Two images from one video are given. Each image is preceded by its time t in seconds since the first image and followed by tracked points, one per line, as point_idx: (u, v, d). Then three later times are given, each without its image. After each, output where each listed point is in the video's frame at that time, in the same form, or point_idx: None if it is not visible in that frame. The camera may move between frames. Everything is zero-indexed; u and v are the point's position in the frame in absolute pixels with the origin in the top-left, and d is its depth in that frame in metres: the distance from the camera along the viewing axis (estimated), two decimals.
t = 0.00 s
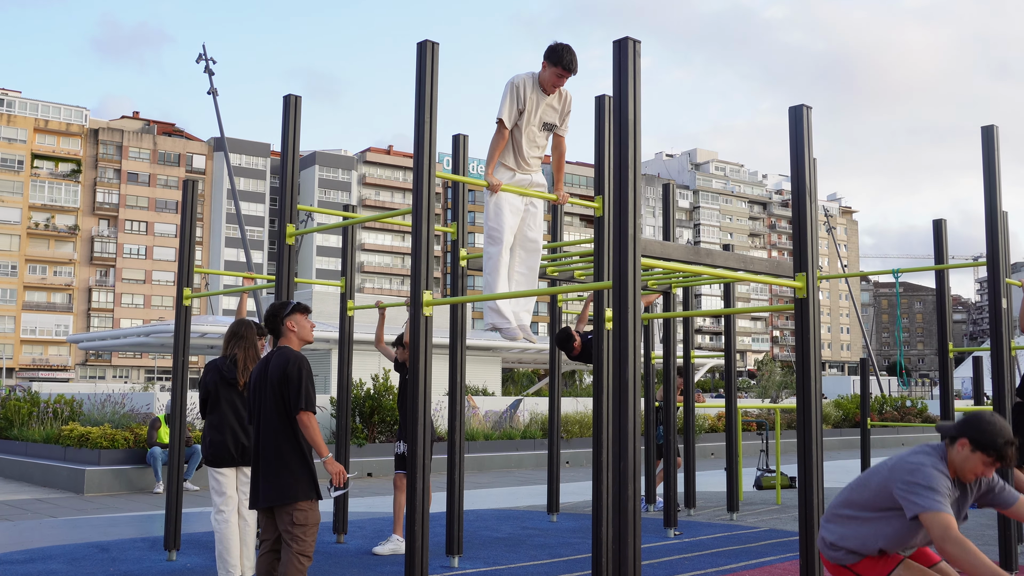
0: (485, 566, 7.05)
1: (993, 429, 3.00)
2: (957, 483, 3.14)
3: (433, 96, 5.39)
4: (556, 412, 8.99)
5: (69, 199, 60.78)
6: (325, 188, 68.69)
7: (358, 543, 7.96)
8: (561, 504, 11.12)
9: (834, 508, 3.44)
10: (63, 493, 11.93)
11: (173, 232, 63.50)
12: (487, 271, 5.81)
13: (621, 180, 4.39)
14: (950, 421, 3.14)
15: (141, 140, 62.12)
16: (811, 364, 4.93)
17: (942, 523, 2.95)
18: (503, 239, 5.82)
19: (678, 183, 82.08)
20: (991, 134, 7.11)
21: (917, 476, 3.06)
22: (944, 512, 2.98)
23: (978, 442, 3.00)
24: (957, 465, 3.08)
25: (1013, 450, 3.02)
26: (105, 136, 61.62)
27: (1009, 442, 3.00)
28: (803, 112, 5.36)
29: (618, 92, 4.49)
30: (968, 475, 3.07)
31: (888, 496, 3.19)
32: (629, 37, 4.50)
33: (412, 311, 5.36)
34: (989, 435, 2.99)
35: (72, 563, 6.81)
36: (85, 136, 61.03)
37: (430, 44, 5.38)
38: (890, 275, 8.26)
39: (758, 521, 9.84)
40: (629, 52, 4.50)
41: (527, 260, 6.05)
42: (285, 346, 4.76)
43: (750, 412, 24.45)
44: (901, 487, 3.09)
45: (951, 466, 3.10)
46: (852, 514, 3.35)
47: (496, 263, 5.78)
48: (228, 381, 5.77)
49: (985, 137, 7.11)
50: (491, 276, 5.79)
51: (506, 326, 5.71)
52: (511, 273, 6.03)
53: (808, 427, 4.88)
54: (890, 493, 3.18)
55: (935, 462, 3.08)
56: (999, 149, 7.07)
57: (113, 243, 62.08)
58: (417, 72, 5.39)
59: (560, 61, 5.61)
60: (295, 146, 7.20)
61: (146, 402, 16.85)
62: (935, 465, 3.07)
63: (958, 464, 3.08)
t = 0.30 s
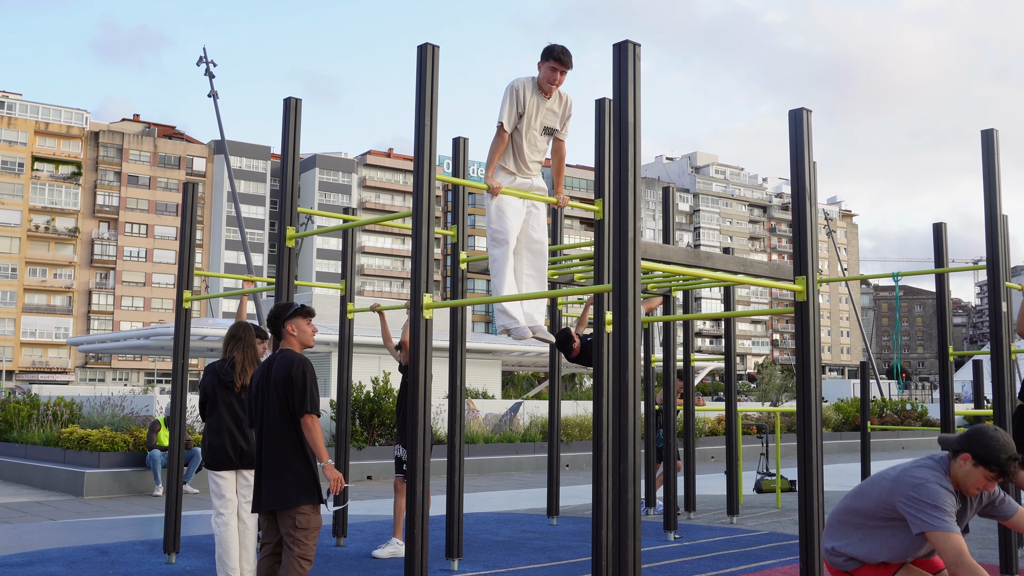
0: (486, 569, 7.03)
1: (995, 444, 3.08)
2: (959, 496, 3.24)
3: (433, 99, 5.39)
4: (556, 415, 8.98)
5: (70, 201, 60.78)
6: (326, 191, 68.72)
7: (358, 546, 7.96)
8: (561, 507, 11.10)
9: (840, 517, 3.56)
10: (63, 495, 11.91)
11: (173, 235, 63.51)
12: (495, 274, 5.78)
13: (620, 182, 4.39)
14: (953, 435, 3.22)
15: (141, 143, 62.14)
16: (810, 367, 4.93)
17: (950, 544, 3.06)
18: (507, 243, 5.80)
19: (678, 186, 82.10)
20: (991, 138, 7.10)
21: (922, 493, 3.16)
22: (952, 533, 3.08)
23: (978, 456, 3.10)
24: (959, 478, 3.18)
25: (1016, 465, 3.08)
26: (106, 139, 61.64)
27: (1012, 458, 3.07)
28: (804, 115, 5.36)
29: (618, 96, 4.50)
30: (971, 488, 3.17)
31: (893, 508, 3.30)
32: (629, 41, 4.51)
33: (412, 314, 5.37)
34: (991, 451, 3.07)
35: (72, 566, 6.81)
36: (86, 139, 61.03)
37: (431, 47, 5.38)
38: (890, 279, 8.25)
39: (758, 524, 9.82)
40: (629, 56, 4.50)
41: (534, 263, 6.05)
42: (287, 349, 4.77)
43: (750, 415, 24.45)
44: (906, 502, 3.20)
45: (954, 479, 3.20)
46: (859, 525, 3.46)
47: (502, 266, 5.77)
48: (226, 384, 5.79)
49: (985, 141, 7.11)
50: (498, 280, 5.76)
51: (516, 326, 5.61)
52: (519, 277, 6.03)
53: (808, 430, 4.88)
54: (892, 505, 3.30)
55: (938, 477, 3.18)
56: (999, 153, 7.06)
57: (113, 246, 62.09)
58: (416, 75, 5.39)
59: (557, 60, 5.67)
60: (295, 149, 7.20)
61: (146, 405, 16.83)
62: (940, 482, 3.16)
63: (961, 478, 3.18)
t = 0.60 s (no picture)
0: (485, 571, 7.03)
1: (1003, 361, 3.08)
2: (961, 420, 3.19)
3: (433, 101, 5.39)
4: (556, 416, 8.96)
5: (70, 203, 60.80)
6: (326, 193, 68.76)
7: (357, 548, 7.96)
8: (561, 509, 11.10)
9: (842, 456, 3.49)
10: (62, 497, 11.90)
11: (173, 236, 63.52)
12: (499, 276, 5.76)
13: (621, 185, 4.39)
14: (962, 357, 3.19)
15: (142, 144, 62.19)
16: (811, 371, 4.94)
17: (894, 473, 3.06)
18: (511, 244, 5.79)
19: (678, 189, 82.11)
20: (992, 141, 7.11)
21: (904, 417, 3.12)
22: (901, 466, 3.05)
23: (986, 373, 3.07)
24: (964, 399, 3.12)
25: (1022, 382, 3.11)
26: (106, 140, 61.65)
27: (1017, 374, 3.08)
28: (804, 119, 5.37)
29: (618, 98, 4.50)
30: (977, 410, 3.13)
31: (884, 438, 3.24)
32: (629, 43, 4.52)
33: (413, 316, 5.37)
34: (998, 366, 3.06)
35: (70, 568, 6.80)
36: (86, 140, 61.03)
37: (431, 51, 5.39)
38: (891, 283, 8.25)
39: (757, 527, 9.81)
40: (629, 59, 4.51)
41: (537, 264, 6.05)
42: (289, 351, 4.77)
43: (749, 419, 24.48)
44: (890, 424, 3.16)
45: (958, 401, 3.14)
46: (855, 459, 3.39)
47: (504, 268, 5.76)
48: (225, 386, 5.78)
49: (985, 144, 7.12)
50: (502, 282, 5.75)
51: (521, 326, 5.52)
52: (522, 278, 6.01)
53: (808, 434, 4.88)
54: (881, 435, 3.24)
55: (937, 406, 3.10)
56: (999, 156, 7.08)
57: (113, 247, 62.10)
58: (417, 78, 5.40)
59: (549, 57, 5.74)
60: (297, 151, 7.21)
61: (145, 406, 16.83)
62: (928, 409, 3.10)
63: (967, 399, 3.12)
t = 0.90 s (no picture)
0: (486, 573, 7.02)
1: (1002, 294, 3.24)
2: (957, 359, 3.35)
3: (434, 102, 5.40)
4: (555, 416, 8.96)
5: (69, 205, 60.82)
6: (325, 195, 68.80)
7: (357, 550, 7.94)
8: (561, 510, 11.09)
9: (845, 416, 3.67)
10: (62, 499, 11.90)
11: (173, 238, 63.52)
12: (504, 275, 5.76)
13: (621, 185, 4.39)
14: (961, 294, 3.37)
15: (141, 146, 62.21)
16: (811, 372, 4.93)
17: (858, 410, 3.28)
18: (515, 244, 5.80)
19: (678, 190, 82.07)
20: (990, 142, 7.11)
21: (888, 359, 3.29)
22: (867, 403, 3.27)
23: (986, 308, 3.24)
24: (963, 334, 3.28)
25: (1020, 316, 3.27)
26: (106, 142, 61.62)
27: (1016, 308, 3.24)
28: (803, 119, 5.38)
29: (618, 99, 4.50)
30: (977, 344, 3.29)
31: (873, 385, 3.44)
32: (628, 45, 4.52)
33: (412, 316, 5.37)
34: (998, 300, 3.23)
35: (71, 570, 6.81)
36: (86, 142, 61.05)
37: (431, 52, 5.39)
38: (889, 283, 8.25)
39: (758, 529, 9.80)
40: (629, 59, 4.52)
41: (542, 262, 6.03)
42: (291, 351, 4.77)
43: (749, 419, 24.48)
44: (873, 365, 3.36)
45: (955, 336, 3.30)
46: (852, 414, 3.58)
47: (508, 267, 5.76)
48: (226, 389, 5.79)
49: (983, 144, 7.12)
50: (508, 281, 5.74)
51: (531, 322, 5.52)
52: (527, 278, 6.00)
53: (808, 436, 4.87)
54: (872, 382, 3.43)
55: (927, 343, 3.27)
56: (998, 155, 7.08)
57: (113, 249, 62.08)
58: (416, 80, 5.40)
59: (544, 57, 5.80)
60: (295, 153, 7.22)
61: (146, 408, 16.84)
62: (917, 352, 3.24)
63: (965, 334, 3.28)
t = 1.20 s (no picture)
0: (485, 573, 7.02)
1: (997, 292, 3.24)
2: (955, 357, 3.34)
3: (433, 102, 5.40)
4: (555, 416, 8.96)
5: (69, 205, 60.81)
6: (324, 195, 68.82)
7: (357, 550, 7.95)
8: (561, 510, 11.09)
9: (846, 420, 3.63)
10: (62, 500, 11.89)
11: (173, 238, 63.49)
12: (505, 274, 5.76)
13: (620, 186, 4.39)
14: (955, 293, 3.37)
15: (141, 147, 62.21)
16: (811, 371, 4.93)
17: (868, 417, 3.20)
18: (515, 243, 5.80)
19: (677, 190, 82.08)
20: (990, 141, 7.11)
21: (893, 360, 3.24)
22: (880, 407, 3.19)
23: (981, 305, 3.25)
24: (959, 332, 3.28)
25: (1015, 313, 3.26)
26: (105, 142, 61.53)
27: (1012, 304, 3.24)
28: (802, 118, 5.37)
29: (617, 98, 4.50)
30: (973, 342, 3.29)
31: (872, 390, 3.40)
32: (628, 44, 4.52)
33: (411, 316, 5.37)
34: (993, 298, 3.24)
35: (71, 570, 6.81)
36: (86, 143, 61.06)
37: (430, 52, 5.39)
38: (889, 282, 8.26)
39: (757, 528, 9.82)
40: (628, 58, 4.52)
41: (544, 259, 6.02)
42: (294, 352, 4.76)
43: (749, 419, 24.51)
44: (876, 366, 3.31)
45: (952, 335, 3.29)
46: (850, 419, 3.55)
47: (509, 265, 5.76)
48: (227, 390, 5.79)
49: (984, 143, 7.12)
50: (510, 279, 5.74)
51: (532, 320, 5.52)
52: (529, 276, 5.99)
53: (808, 435, 4.86)
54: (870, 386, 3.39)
55: (927, 343, 3.25)
56: (998, 154, 7.08)
57: (112, 250, 62.05)
58: (416, 79, 5.40)
59: (540, 57, 5.83)
60: (295, 152, 7.20)
61: (146, 408, 16.83)
62: (918, 350, 3.23)
63: (961, 332, 3.28)
